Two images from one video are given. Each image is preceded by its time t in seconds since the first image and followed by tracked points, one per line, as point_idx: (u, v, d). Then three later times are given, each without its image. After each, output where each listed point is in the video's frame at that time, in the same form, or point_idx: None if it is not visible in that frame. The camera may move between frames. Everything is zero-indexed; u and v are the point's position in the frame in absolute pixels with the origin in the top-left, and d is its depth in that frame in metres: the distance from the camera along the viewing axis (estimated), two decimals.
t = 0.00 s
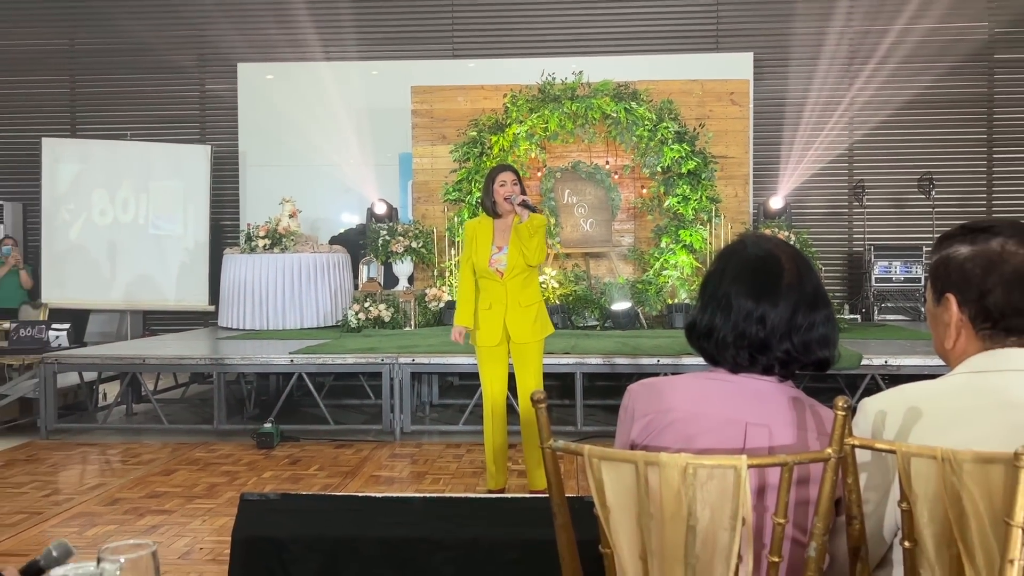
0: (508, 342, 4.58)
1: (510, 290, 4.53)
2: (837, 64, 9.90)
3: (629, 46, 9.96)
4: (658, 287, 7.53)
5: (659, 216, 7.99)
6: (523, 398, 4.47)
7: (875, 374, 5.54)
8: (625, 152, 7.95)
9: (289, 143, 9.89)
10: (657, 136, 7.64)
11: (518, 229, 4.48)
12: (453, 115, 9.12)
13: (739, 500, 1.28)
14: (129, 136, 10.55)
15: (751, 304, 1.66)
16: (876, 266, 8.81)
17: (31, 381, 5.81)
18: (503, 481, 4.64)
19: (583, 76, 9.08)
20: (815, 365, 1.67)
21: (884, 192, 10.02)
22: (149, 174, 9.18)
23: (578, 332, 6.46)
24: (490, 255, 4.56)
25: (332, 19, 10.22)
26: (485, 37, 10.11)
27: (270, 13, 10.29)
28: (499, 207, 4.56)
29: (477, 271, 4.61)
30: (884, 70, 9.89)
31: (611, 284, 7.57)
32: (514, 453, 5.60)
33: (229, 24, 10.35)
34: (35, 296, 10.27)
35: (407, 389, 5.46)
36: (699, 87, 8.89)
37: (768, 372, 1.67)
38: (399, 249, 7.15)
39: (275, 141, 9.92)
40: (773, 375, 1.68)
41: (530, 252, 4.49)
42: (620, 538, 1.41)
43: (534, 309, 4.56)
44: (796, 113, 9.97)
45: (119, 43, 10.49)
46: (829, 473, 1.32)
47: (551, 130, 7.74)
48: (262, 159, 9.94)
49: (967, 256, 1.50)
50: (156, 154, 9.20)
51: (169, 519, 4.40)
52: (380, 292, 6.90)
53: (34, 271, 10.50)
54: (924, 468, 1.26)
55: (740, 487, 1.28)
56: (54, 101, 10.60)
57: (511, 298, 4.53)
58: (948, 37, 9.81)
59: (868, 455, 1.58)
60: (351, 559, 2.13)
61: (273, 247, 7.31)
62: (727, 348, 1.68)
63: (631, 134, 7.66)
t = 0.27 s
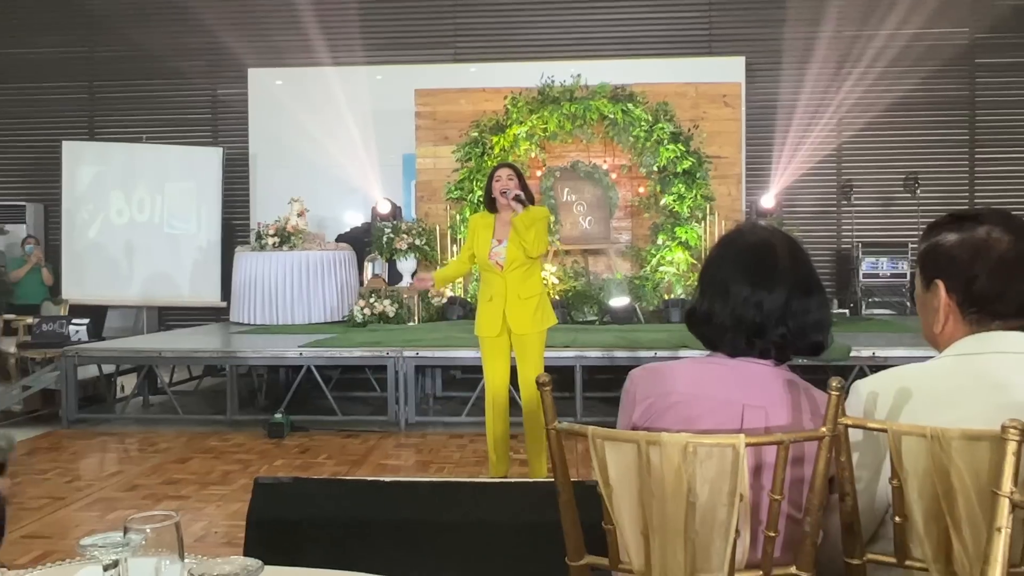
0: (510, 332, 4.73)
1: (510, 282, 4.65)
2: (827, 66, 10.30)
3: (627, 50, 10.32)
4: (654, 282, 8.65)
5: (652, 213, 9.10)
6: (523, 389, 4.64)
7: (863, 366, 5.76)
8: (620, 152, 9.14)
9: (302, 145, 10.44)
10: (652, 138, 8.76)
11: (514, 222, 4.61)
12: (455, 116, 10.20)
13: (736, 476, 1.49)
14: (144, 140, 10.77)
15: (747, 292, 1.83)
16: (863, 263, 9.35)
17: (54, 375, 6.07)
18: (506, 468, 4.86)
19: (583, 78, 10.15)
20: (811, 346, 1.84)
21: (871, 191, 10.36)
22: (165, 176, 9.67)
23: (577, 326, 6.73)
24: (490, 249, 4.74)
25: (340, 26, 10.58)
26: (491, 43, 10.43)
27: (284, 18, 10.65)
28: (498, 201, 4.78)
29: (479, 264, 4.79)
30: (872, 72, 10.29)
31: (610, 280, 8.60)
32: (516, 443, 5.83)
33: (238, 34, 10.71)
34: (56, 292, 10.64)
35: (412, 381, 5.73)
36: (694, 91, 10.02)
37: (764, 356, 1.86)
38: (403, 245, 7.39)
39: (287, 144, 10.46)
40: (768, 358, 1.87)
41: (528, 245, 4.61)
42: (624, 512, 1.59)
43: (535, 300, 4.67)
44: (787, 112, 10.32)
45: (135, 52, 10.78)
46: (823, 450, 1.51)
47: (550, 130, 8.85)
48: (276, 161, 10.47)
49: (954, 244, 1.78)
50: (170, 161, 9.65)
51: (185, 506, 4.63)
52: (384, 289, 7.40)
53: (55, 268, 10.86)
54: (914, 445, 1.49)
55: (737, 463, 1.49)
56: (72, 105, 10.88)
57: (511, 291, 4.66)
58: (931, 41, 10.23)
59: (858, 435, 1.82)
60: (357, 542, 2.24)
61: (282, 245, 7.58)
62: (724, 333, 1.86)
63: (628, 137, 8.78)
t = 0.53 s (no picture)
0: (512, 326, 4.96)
1: (511, 278, 4.91)
2: (819, 71, 10.56)
3: (626, 57, 10.60)
4: (653, 279, 8.93)
5: (650, 213, 9.37)
6: (525, 380, 4.85)
7: (853, 358, 6.00)
8: (619, 154, 9.39)
9: (311, 147, 10.75)
10: (650, 141, 9.05)
11: (512, 222, 4.87)
12: (461, 121, 10.40)
13: (729, 463, 1.56)
14: (163, 144, 11.16)
15: (741, 287, 1.94)
16: (853, 260, 9.64)
17: (78, 367, 6.43)
18: (510, 457, 5.07)
19: (582, 83, 10.41)
20: (802, 340, 1.95)
21: (861, 192, 10.62)
22: (183, 178, 10.09)
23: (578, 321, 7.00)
24: (491, 246, 4.99)
25: (347, 32, 10.86)
26: (494, 50, 10.70)
27: (294, 24, 10.92)
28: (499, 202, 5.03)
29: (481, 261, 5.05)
30: (862, 76, 10.53)
31: (610, 278, 8.90)
32: (519, 434, 6.07)
33: (248, 39, 11.00)
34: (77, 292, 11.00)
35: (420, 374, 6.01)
36: (689, 95, 10.26)
37: (757, 349, 1.96)
38: (411, 244, 7.71)
39: (297, 146, 10.77)
40: (762, 351, 1.97)
41: (527, 243, 4.86)
42: (624, 500, 1.65)
43: (535, 295, 4.91)
44: (779, 117, 10.61)
45: (150, 58, 11.13)
46: (814, 439, 1.55)
47: (552, 133, 9.15)
48: (288, 163, 10.78)
49: (941, 242, 1.82)
50: (187, 165, 10.10)
51: (205, 493, 4.78)
52: (393, 286, 7.75)
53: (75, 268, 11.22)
54: (902, 436, 1.55)
55: (732, 451, 1.56)
56: (91, 110, 11.23)
57: (512, 286, 4.90)
58: (920, 46, 10.46)
59: (850, 426, 1.84)
60: (370, 524, 2.49)
61: (295, 244, 8.05)
62: (720, 326, 1.96)
63: (627, 140, 9.10)
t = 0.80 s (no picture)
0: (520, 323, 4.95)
1: (519, 274, 4.88)
2: (829, 67, 10.51)
3: (634, 53, 10.56)
4: (661, 276, 8.94)
5: (658, 209, 9.36)
6: (533, 377, 4.84)
7: (862, 355, 5.99)
8: (628, 151, 9.37)
9: (320, 144, 10.79)
10: (659, 137, 9.03)
11: (520, 217, 4.88)
12: (469, 117, 10.47)
13: (739, 460, 1.55)
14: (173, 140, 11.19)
15: (750, 282, 1.94)
16: (862, 256, 9.60)
17: (88, 363, 6.47)
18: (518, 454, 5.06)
19: (591, 80, 10.43)
20: (811, 336, 1.95)
21: (871, 187, 10.56)
22: (192, 175, 10.13)
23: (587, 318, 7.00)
24: (499, 243, 5.01)
25: (355, 29, 10.87)
26: (502, 46, 10.69)
27: (302, 22, 10.94)
28: (508, 199, 5.05)
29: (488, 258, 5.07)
30: (870, 73, 10.48)
31: (619, 274, 8.91)
32: (527, 430, 6.08)
33: (257, 36, 11.02)
34: (89, 288, 11.08)
35: (428, 370, 6.01)
36: (698, 91, 10.24)
37: (767, 345, 1.95)
38: (419, 240, 7.85)
39: (306, 143, 10.80)
40: (771, 348, 1.96)
41: (535, 238, 4.86)
42: (632, 497, 1.64)
43: (543, 292, 4.90)
44: (787, 113, 10.56)
45: (160, 56, 11.17)
46: (824, 436, 1.54)
47: (560, 130, 9.16)
48: (297, 161, 10.83)
49: (951, 238, 1.81)
50: (196, 161, 10.14)
51: (215, 488, 4.80)
52: (401, 282, 7.80)
53: (87, 264, 11.29)
54: (913, 432, 1.54)
55: (742, 448, 1.55)
56: (102, 108, 11.29)
57: (520, 282, 4.88)
58: (929, 42, 10.40)
59: (859, 422, 1.83)
60: (378, 521, 2.49)
61: (303, 241, 8.08)
62: (729, 322, 1.95)
63: (635, 135, 9.09)
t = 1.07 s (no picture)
0: (528, 320, 4.94)
1: (529, 273, 4.87)
2: (836, 64, 10.47)
3: (640, 50, 10.56)
4: (666, 273, 8.95)
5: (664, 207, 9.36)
6: (541, 374, 4.85)
7: (869, 353, 5.98)
8: (634, 148, 9.33)
9: (326, 142, 10.80)
10: (665, 134, 9.04)
11: (533, 217, 4.86)
12: (474, 114, 10.41)
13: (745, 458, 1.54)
14: (179, 137, 11.18)
15: (756, 279, 1.93)
16: (869, 253, 9.57)
17: (95, 360, 6.50)
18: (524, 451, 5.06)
19: (597, 77, 10.36)
20: (818, 333, 1.94)
21: (877, 184, 10.53)
22: (199, 173, 10.15)
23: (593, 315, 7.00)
24: (509, 241, 4.97)
25: (361, 27, 10.87)
26: (508, 43, 10.69)
27: (309, 20, 10.96)
28: (518, 197, 4.97)
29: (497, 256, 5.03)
30: (877, 70, 10.44)
31: (625, 271, 8.92)
32: (533, 427, 6.09)
33: (263, 34, 11.04)
34: (96, 286, 11.12)
35: (434, 367, 6.02)
36: (703, 88, 10.20)
37: (773, 343, 1.95)
38: (424, 238, 8.02)
39: (312, 141, 10.82)
40: (777, 345, 1.95)
41: (547, 237, 4.85)
42: (638, 495, 1.64)
43: (552, 290, 4.89)
44: (794, 111, 10.53)
45: (167, 54, 11.19)
46: (830, 434, 1.53)
47: (566, 127, 9.17)
48: (303, 158, 10.86)
49: (959, 235, 1.80)
50: (203, 157, 10.16)
51: (221, 485, 4.81)
52: (407, 280, 7.85)
53: (94, 262, 11.33)
54: (920, 429, 1.52)
55: (748, 445, 1.54)
56: (109, 105, 11.33)
57: (530, 281, 4.88)
58: (937, 39, 10.35)
59: (866, 419, 1.83)
60: (385, 518, 2.50)
61: (309, 238, 8.08)
62: (735, 319, 1.95)
63: (642, 132, 9.10)
